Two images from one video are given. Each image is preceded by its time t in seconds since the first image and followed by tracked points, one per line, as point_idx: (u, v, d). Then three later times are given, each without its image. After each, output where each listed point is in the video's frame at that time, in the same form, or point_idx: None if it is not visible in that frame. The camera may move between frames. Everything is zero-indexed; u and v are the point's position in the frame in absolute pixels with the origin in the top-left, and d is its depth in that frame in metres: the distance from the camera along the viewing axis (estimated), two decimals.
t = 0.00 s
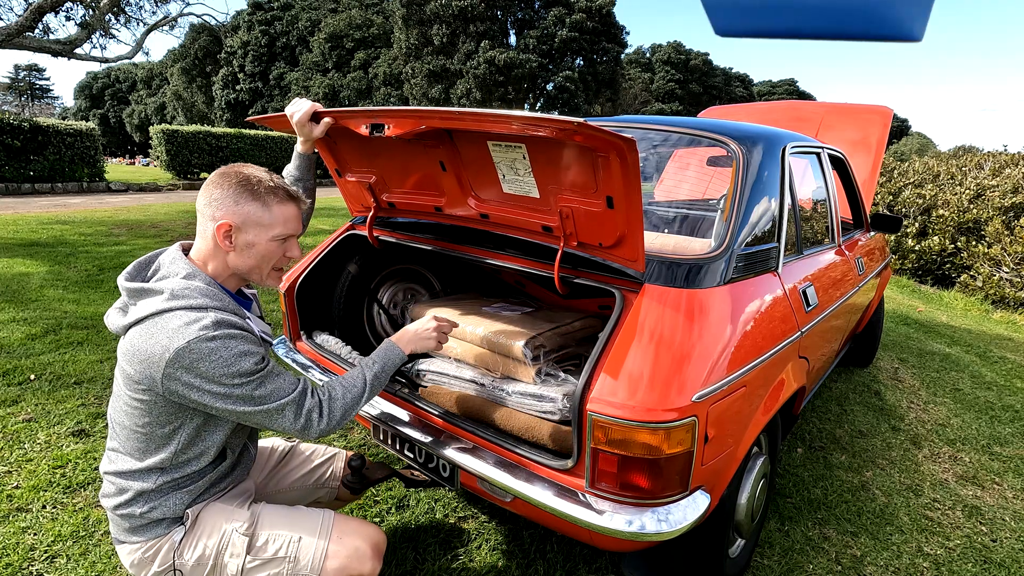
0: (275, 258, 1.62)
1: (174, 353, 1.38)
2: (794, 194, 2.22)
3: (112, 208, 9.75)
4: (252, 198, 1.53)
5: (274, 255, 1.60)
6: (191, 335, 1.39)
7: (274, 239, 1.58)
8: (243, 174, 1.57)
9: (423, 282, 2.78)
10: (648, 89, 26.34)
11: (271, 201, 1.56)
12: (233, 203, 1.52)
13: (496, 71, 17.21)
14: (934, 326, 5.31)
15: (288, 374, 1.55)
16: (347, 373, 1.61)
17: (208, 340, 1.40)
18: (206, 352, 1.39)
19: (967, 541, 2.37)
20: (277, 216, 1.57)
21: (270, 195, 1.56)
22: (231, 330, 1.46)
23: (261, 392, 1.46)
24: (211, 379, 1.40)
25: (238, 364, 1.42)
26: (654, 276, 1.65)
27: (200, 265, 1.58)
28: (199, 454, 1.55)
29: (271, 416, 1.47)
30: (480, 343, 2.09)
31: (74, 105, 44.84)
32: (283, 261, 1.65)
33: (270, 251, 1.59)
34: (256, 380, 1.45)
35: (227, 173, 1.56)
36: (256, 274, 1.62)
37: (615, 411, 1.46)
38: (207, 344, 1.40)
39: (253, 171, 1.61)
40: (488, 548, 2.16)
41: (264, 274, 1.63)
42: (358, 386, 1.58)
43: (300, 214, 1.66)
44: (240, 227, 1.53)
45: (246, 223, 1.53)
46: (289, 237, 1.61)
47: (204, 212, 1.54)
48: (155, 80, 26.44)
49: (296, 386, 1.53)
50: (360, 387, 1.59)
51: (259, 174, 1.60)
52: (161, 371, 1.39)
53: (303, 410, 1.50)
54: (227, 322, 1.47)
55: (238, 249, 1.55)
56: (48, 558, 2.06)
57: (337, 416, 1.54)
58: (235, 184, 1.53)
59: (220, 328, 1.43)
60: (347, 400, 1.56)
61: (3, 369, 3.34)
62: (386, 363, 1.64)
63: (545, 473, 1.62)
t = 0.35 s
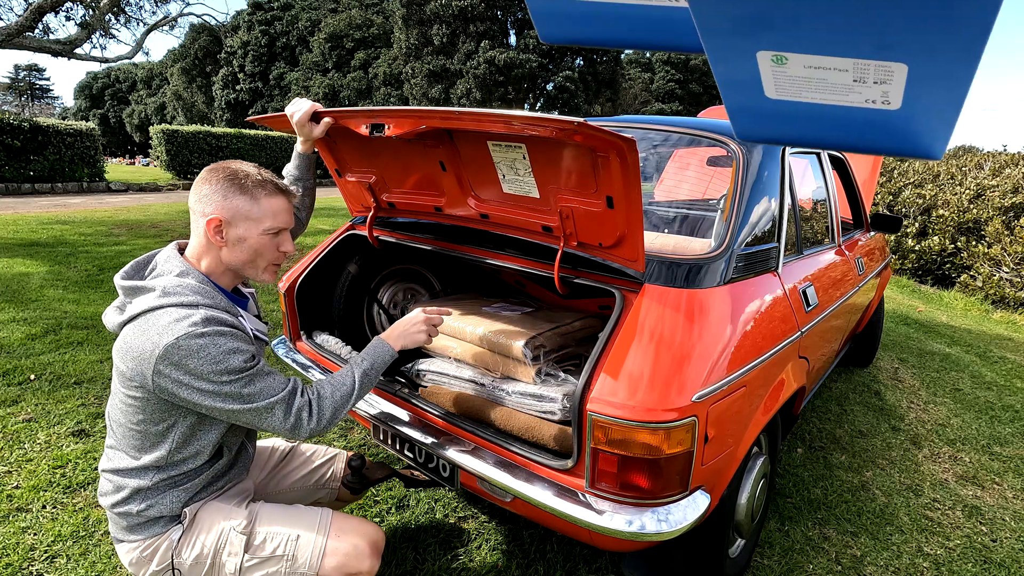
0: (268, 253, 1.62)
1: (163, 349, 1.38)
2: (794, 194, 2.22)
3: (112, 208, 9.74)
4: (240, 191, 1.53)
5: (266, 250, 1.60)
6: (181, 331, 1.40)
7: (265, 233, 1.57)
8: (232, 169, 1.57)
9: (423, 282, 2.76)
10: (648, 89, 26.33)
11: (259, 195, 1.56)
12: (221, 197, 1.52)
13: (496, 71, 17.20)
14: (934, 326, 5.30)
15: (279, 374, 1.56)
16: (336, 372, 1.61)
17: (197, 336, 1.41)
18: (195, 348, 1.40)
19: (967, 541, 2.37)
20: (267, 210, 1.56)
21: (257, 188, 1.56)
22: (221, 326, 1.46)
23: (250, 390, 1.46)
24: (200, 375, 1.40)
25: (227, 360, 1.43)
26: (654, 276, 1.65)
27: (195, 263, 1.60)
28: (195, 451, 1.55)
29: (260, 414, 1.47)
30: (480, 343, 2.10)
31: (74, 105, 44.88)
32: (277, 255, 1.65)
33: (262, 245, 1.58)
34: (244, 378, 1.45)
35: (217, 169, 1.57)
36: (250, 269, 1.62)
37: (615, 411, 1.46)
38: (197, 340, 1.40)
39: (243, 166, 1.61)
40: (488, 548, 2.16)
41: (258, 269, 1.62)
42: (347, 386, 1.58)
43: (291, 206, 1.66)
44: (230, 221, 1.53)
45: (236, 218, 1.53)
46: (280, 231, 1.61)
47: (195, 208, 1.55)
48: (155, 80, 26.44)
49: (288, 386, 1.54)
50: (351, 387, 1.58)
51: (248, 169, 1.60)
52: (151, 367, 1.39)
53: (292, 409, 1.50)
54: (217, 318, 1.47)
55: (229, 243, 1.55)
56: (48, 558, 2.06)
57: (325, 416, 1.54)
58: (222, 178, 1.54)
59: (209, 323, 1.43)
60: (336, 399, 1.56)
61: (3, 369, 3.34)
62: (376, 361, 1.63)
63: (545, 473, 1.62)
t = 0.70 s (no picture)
0: (271, 253, 1.62)
1: (153, 351, 1.39)
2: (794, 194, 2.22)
3: (112, 208, 9.75)
4: (243, 191, 1.53)
5: (269, 250, 1.60)
6: (172, 334, 1.40)
7: (267, 233, 1.57)
8: (235, 169, 1.57)
9: (423, 282, 2.79)
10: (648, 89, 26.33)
11: (262, 195, 1.55)
12: (223, 197, 1.52)
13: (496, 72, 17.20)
14: (934, 325, 5.30)
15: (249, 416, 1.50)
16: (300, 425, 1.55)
17: (186, 342, 1.40)
18: (182, 353, 1.39)
19: (967, 541, 2.37)
20: (269, 210, 1.56)
21: (260, 187, 1.56)
22: (212, 335, 1.45)
23: (213, 419, 1.41)
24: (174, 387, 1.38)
25: (205, 376, 1.40)
26: (654, 276, 1.65)
27: (198, 265, 1.60)
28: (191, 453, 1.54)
29: (211, 450, 1.41)
30: (480, 343, 2.10)
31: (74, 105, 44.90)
32: (279, 255, 1.65)
33: (264, 245, 1.58)
34: (213, 404, 1.41)
35: (220, 169, 1.57)
36: (252, 269, 1.62)
37: (615, 411, 1.46)
38: (183, 346, 1.40)
39: (245, 167, 1.61)
40: (488, 548, 2.16)
41: (261, 269, 1.62)
42: (303, 446, 1.50)
43: (294, 207, 1.65)
44: (233, 222, 1.53)
45: (239, 218, 1.53)
46: (283, 230, 1.60)
47: (197, 208, 1.55)
48: (155, 80, 26.45)
49: (247, 430, 1.46)
50: (304, 450, 1.50)
51: (251, 169, 1.60)
52: (140, 368, 1.40)
53: (239, 459, 1.43)
54: (211, 325, 1.47)
55: (232, 244, 1.56)
56: (48, 558, 2.06)
57: (270, 473, 1.45)
58: (225, 178, 1.54)
59: (201, 330, 1.43)
60: (285, 458, 1.47)
61: (3, 369, 3.34)
62: (342, 424, 1.57)
63: (546, 473, 1.62)
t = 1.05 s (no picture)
0: (277, 265, 1.63)
1: (146, 371, 1.39)
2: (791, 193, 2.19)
3: (112, 208, 9.74)
4: (251, 202, 1.53)
5: (276, 261, 1.61)
6: (167, 355, 1.41)
7: (275, 245, 1.58)
8: (243, 180, 1.57)
9: (423, 282, 2.79)
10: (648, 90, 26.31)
11: (271, 206, 1.56)
12: (231, 209, 1.52)
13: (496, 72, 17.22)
14: (934, 325, 5.30)
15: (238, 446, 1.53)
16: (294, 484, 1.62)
17: (181, 365, 1.41)
18: (176, 377, 1.40)
19: (967, 541, 2.37)
20: (278, 221, 1.57)
21: (269, 199, 1.57)
22: (209, 358, 1.46)
23: (203, 446, 1.42)
24: (165, 412, 1.39)
25: (199, 402, 1.41)
26: (654, 276, 1.64)
27: (201, 275, 1.61)
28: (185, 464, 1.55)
29: (196, 476, 1.42)
30: (480, 343, 2.12)
31: (73, 106, 44.91)
32: (286, 265, 1.66)
33: (271, 256, 1.59)
34: (204, 431, 1.42)
35: (226, 179, 1.57)
36: (257, 280, 1.63)
37: (615, 411, 1.46)
38: (178, 369, 1.40)
39: (251, 177, 1.61)
40: (488, 548, 2.16)
41: (266, 281, 1.63)
42: (295, 504, 1.58)
43: (301, 218, 1.66)
44: (241, 233, 1.53)
45: (247, 230, 1.53)
46: (290, 242, 1.62)
47: (204, 220, 1.55)
48: (155, 80, 26.45)
49: (235, 458, 1.48)
50: (296, 503, 1.58)
51: (257, 180, 1.60)
52: (131, 386, 1.40)
53: (224, 489, 1.45)
54: (209, 346, 1.47)
55: (239, 255, 1.56)
56: (48, 558, 2.06)
57: (252, 514, 1.51)
58: (232, 190, 1.54)
59: (198, 354, 1.43)
60: (272, 506, 1.54)
61: (3, 369, 3.34)
62: (334, 501, 1.66)
63: (545, 473, 1.62)
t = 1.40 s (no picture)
0: (275, 269, 1.63)
1: (148, 379, 1.39)
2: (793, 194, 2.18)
3: (112, 208, 9.75)
4: (251, 207, 1.53)
5: (274, 266, 1.61)
6: (169, 363, 1.40)
7: (274, 249, 1.58)
8: (243, 183, 1.57)
9: (423, 282, 2.79)
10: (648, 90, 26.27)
11: (271, 210, 1.56)
12: (232, 213, 1.52)
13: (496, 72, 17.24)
14: (934, 325, 5.30)
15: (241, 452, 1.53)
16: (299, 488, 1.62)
17: (183, 372, 1.41)
18: (178, 384, 1.40)
19: (967, 541, 2.37)
20: (278, 226, 1.57)
21: (271, 205, 1.56)
22: (211, 364, 1.46)
23: (207, 453, 1.42)
24: (168, 420, 1.39)
25: (202, 409, 1.41)
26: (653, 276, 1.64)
27: (197, 278, 1.61)
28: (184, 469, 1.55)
29: (201, 484, 1.42)
30: (482, 344, 2.12)
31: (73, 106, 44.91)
32: (285, 270, 1.66)
33: (270, 261, 1.59)
34: (208, 438, 1.42)
35: (225, 182, 1.56)
36: (255, 285, 1.63)
37: (615, 411, 1.46)
38: (180, 377, 1.40)
39: (251, 179, 1.60)
40: (488, 548, 2.16)
41: (264, 285, 1.64)
42: (299, 508, 1.58)
43: (301, 221, 1.66)
44: (240, 237, 1.53)
45: (246, 234, 1.53)
46: (289, 246, 1.62)
47: (202, 222, 1.55)
48: (155, 80, 26.45)
49: (239, 464, 1.49)
50: (299, 509, 1.58)
51: (257, 182, 1.60)
52: (132, 394, 1.40)
53: (229, 496, 1.46)
54: (210, 352, 1.47)
55: (237, 259, 1.56)
56: (48, 558, 2.06)
57: (258, 519, 1.51)
58: (233, 194, 1.53)
59: (200, 360, 1.43)
60: (277, 511, 1.54)
61: (3, 369, 3.34)
62: (337, 505, 1.66)
63: (546, 473, 1.62)
